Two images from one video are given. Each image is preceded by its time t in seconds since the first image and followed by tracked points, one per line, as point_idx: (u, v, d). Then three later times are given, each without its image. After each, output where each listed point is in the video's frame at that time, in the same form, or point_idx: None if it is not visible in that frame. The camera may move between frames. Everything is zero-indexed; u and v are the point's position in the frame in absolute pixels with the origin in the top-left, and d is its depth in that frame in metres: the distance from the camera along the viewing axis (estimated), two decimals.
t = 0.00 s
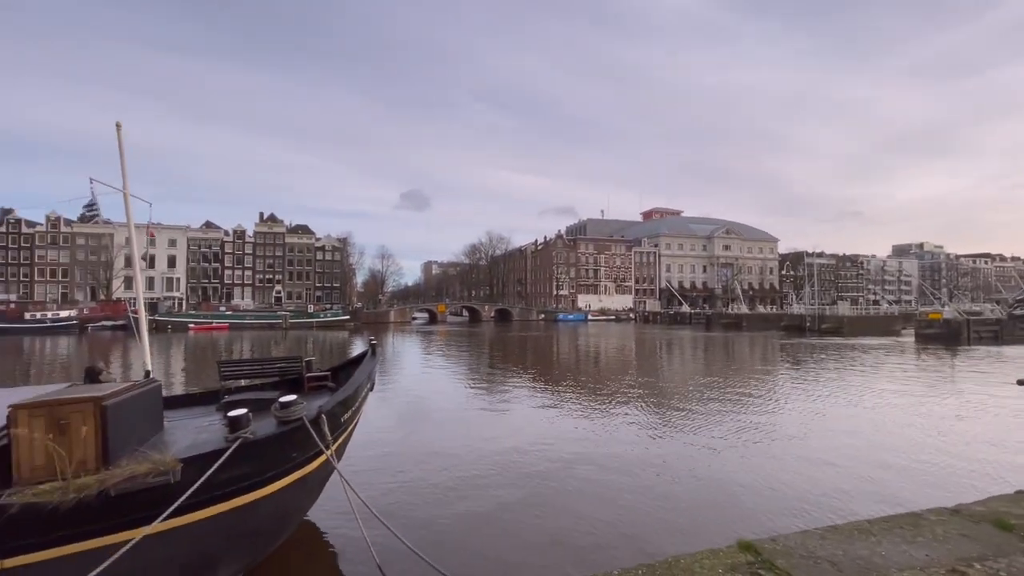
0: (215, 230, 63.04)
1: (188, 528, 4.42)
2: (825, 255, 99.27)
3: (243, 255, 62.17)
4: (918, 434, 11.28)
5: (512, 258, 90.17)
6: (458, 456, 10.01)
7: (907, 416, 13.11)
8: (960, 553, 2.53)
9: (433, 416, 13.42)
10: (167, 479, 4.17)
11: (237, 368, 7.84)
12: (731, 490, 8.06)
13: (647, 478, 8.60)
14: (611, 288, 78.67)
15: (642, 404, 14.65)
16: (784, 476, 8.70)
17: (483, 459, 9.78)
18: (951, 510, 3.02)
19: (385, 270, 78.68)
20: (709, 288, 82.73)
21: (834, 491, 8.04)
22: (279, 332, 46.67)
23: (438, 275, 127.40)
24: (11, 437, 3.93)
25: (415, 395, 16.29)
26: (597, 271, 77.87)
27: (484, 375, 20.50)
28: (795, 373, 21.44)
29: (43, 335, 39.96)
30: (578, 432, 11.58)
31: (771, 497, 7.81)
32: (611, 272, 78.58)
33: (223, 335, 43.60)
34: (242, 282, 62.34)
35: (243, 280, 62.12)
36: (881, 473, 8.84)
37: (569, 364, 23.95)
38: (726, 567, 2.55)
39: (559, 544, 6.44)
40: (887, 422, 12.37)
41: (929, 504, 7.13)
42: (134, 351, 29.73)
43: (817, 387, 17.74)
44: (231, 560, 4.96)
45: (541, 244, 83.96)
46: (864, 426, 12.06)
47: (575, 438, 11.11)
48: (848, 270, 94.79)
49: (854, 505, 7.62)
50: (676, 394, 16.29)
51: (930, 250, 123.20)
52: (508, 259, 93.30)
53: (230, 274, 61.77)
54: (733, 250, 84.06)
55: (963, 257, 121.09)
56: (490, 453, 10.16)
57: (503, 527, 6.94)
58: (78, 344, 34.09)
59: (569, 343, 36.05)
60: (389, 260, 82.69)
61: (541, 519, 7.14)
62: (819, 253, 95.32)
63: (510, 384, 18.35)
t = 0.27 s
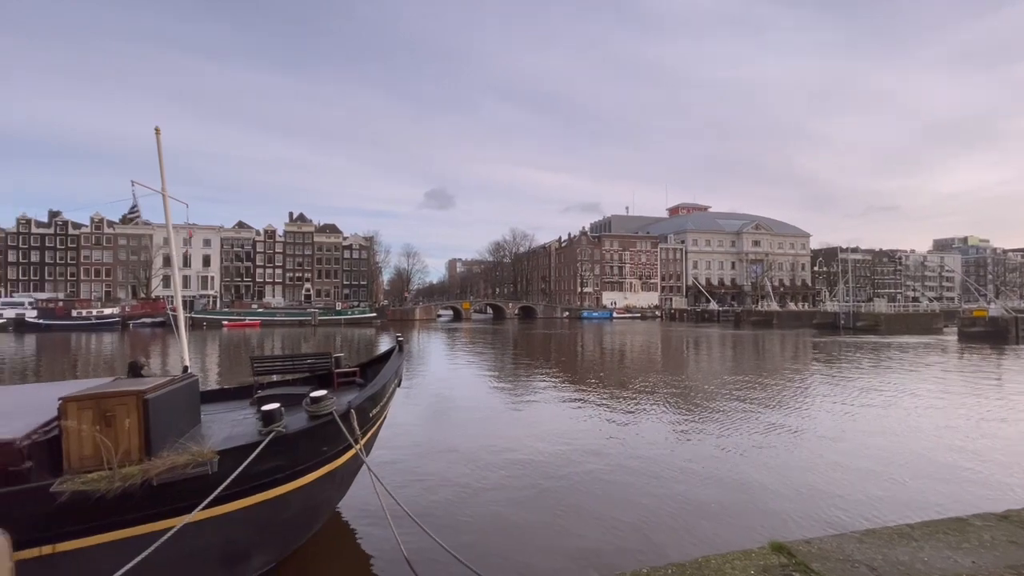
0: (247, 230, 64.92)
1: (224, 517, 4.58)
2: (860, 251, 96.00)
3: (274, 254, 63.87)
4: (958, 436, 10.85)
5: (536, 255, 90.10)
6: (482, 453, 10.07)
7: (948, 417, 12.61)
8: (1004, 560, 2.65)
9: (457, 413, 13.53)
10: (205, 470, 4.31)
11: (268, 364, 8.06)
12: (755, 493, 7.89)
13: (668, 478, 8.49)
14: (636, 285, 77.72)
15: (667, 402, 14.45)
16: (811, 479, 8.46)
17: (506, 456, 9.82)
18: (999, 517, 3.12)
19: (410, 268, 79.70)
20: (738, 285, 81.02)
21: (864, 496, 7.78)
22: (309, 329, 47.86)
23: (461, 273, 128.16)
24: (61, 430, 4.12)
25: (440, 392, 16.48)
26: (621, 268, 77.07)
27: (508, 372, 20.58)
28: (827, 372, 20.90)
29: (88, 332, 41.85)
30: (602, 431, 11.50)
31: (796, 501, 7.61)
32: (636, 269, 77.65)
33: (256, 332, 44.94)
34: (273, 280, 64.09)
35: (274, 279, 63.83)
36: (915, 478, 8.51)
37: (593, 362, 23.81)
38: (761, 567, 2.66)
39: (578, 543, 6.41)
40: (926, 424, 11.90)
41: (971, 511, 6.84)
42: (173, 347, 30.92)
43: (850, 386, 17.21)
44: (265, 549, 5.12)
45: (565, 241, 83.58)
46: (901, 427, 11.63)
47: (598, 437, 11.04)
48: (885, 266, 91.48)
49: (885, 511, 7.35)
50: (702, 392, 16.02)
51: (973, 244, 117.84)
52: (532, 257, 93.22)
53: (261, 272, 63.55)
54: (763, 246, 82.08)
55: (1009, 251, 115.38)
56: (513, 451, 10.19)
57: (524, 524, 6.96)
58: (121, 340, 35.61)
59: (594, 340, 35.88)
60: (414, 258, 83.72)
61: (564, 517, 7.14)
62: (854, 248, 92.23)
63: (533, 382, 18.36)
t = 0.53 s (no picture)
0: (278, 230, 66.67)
1: (260, 509, 4.73)
2: (899, 246, 92.36)
3: (304, 253, 65.44)
4: (1004, 440, 10.34)
5: (561, 253, 89.80)
6: (507, 451, 10.10)
7: (993, 420, 12.03)
8: None
9: (482, 410, 13.60)
10: (242, 462, 4.46)
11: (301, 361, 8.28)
12: (784, 496, 7.69)
13: (693, 479, 8.37)
14: (663, 282, 76.53)
15: (695, 402, 14.22)
16: (844, 483, 8.19)
17: (531, 455, 9.83)
18: None
19: (436, 267, 80.50)
20: (769, 283, 79.00)
21: (900, 502, 7.50)
22: (338, 327, 48.86)
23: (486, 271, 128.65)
24: (109, 421, 4.33)
25: (466, 389, 16.59)
26: (648, 265, 76.05)
27: (533, 370, 20.56)
28: (864, 372, 20.19)
29: (130, 329, 43.70)
30: (627, 430, 11.40)
31: (827, 505, 7.39)
32: (663, 266, 76.48)
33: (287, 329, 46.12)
34: (303, 279, 65.68)
35: (304, 277, 65.40)
36: (956, 484, 8.15)
37: (619, 361, 23.57)
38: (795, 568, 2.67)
39: (601, 542, 6.38)
40: (968, 427, 11.39)
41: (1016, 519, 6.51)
42: (210, 344, 32.02)
43: (889, 387, 16.57)
44: (298, 541, 5.27)
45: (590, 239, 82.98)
46: (942, 430, 11.15)
47: (623, 436, 10.95)
48: (926, 262, 87.77)
49: (922, 517, 7.07)
50: (732, 392, 15.68)
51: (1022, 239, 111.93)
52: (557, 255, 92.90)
53: (292, 271, 65.20)
54: (795, 242, 79.79)
55: None
56: (537, 449, 10.20)
57: (548, 523, 6.94)
58: (161, 337, 37.07)
59: (620, 339, 35.53)
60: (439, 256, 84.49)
61: (587, 516, 7.13)
62: (893, 244, 88.79)
63: (558, 380, 18.30)
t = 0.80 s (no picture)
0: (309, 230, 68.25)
1: (294, 502, 4.87)
2: (943, 242, 88.22)
3: (334, 253, 66.86)
4: None
5: (587, 251, 89.11)
6: (534, 450, 10.11)
7: None
8: None
9: (509, 409, 13.64)
10: (276, 456, 4.60)
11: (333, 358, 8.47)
12: (817, 500, 7.49)
13: (723, 481, 8.21)
14: (692, 280, 74.98)
15: (725, 402, 13.92)
16: (882, 487, 7.92)
17: (558, 454, 9.82)
18: None
19: (462, 266, 81.06)
20: (803, 280, 76.60)
21: (940, 509, 7.20)
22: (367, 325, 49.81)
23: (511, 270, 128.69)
24: (154, 415, 4.53)
25: (493, 387, 16.66)
26: (676, 263, 74.65)
27: (559, 369, 20.51)
28: (905, 372, 19.42)
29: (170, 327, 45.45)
30: (656, 430, 11.25)
31: (865, 510, 7.14)
32: (692, 264, 74.93)
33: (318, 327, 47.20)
34: (334, 278, 67.10)
35: (334, 276, 66.82)
36: (1003, 490, 7.79)
37: (647, 360, 23.26)
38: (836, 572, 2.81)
39: (630, 543, 6.34)
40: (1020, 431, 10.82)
41: None
42: (245, 341, 33.04)
43: (931, 388, 15.87)
44: (331, 534, 5.41)
45: (616, 236, 82.01)
46: (991, 434, 10.63)
47: (652, 436, 10.82)
48: (973, 258, 83.58)
49: (963, 524, 6.78)
50: (764, 392, 15.29)
51: None
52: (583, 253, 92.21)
53: (322, 271, 66.69)
54: (831, 238, 77.12)
55: None
56: (565, 448, 10.18)
57: (577, 522, 6.94)
58: (200, 334, 38.44)
59: (648, 337, 35.08)
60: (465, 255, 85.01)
61: (615, 516, 7.10)
62: (937, 239, 84.88)
63: (585, 379, 18.18)
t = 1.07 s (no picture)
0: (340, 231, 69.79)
1: (328, 495, 4.99)
2: (995, 236, 83.67)
3: (365, 253, 68.22)
4: None
5: (614, 249, 88.20)
6: (563, 450, 10.09)
7: None
8: None
9: (537, 408, 13.66)
10: (311, 450, 4.73)
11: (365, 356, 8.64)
12: (858, 504, 7.24)
13: (758, 484, 8.03)
14: (723, 278, 73.27)
15: (759, 403, 13.56)
16: (928, 493, 7.61)
17: (587, 454, 9.77)
18: None
19: (489, 265, 81.45)
20: (841, 277, 73.94)
21: (990, 516, 6.87)
22: (397, 324, 50.67)
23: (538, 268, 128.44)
24: (196, 409, 4.72)
25: (521, 387, 16.71)
26: (707, 260, 73.09)
27: (587, 368, 20.40)
28: (951, 373, 18.57)
29: (211, 325, 47.23)
30: (687, 431, 11.07)
31: (909, 517, 6.87)
32: (724, 261, 73.21)
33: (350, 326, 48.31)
34: (364, 277, 68.46)
35: (364, 276, 68.17)
36: None
37: (677, 359, 22.90)
38: None
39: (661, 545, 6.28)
40: None
41: None
42: (281, 339, 34.06)
43: (980, 390, 15.15)
44: (364, 527, 5.53)
45: (645, 233, 80.87)
46: None
47: (683, 437, 10.65)
48: None
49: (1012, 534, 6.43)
50: (800, 393, 14.85)
51: None
52: (610, 251, 91.30)
53: (353, 270, 68.13)
54: (871, 233, 74.15)
55: None
56: (594, 448, 10.14)
57: (607, 522, 6.92)
58: (238, 332, 39.82)
59: (677, 336, 34.57)
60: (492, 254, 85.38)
61: (646, 516, 7.05)
62: (987, 234, 80.59)
63: (613, 378, 18.03)
